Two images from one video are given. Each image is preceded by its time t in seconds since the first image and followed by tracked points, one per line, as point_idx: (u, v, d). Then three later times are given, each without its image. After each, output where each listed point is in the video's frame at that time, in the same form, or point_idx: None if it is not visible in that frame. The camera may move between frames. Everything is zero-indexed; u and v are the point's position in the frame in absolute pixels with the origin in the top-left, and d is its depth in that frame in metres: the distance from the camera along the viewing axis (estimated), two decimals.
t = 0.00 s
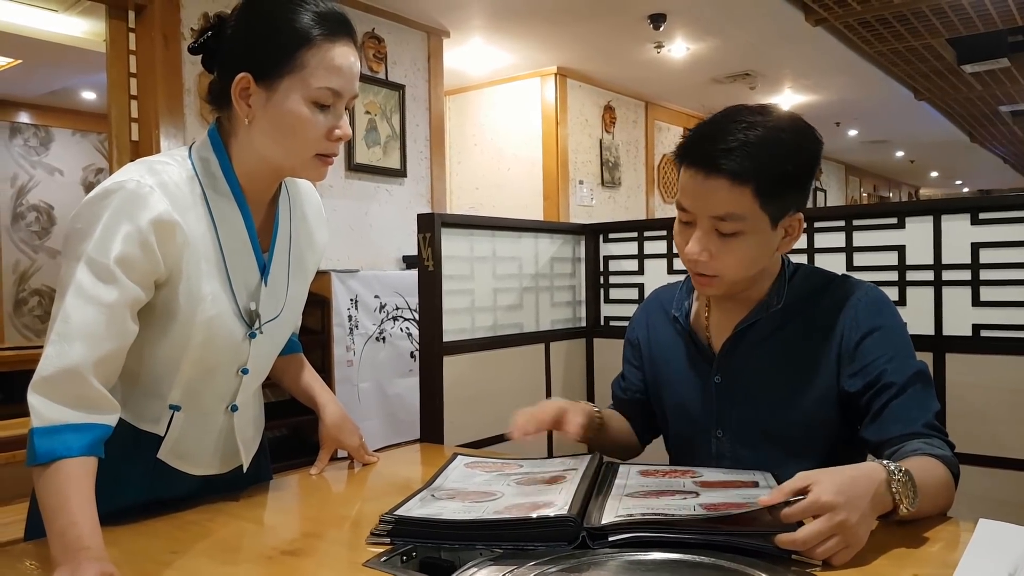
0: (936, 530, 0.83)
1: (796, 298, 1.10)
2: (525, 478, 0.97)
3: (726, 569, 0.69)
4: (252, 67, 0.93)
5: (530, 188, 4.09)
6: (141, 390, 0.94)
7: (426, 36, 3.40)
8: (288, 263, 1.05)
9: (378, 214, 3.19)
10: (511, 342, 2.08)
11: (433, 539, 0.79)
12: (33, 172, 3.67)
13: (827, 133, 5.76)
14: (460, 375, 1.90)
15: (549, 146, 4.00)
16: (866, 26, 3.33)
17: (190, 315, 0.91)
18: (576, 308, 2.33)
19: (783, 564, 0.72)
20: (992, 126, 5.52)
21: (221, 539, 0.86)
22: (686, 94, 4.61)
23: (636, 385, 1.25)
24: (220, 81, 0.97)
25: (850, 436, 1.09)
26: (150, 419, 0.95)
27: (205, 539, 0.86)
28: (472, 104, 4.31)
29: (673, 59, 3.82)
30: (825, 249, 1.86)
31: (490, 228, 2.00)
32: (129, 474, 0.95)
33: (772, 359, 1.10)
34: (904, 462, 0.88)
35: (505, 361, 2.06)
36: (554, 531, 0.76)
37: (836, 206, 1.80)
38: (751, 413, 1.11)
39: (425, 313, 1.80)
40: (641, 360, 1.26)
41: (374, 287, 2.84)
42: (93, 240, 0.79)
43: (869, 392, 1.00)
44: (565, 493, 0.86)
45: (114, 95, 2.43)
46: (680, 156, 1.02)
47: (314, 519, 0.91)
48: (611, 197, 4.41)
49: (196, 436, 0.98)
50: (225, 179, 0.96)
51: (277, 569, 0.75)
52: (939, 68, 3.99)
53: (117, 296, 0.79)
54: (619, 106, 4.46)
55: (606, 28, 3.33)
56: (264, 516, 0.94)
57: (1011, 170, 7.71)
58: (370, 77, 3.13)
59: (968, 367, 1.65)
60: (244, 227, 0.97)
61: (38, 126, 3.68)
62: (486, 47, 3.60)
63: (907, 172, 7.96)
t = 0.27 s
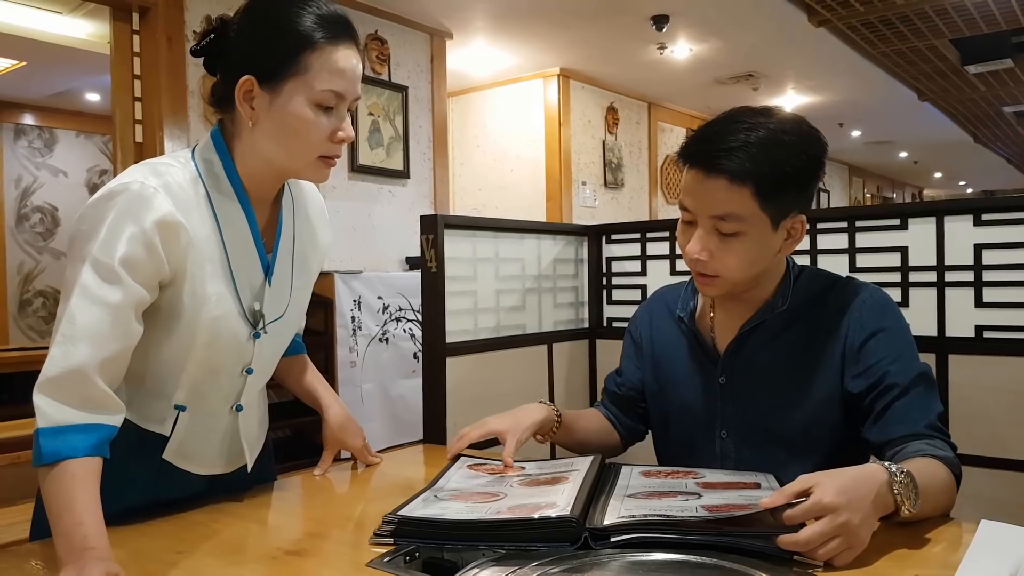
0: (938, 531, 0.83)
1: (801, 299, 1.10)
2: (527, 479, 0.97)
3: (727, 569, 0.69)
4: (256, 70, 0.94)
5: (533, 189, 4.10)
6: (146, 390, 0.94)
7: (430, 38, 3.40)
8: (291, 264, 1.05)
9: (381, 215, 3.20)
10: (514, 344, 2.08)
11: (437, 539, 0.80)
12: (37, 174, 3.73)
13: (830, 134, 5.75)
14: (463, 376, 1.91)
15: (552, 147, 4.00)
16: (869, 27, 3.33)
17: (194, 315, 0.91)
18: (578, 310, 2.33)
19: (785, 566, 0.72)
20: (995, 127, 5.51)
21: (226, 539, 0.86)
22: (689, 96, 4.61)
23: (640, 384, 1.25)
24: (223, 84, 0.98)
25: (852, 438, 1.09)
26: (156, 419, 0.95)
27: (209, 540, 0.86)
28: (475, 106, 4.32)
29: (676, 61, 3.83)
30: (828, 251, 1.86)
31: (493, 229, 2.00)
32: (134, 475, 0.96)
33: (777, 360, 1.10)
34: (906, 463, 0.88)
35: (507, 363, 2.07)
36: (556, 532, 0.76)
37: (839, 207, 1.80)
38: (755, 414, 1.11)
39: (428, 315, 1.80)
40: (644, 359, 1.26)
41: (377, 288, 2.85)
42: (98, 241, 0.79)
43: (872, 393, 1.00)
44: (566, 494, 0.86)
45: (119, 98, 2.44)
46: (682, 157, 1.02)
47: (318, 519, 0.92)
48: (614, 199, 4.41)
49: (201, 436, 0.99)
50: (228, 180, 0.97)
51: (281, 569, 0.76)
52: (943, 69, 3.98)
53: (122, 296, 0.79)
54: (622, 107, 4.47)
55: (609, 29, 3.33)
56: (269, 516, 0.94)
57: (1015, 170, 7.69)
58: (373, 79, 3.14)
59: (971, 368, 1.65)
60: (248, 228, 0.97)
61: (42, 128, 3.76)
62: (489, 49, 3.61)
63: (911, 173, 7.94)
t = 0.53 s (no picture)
0: (939, 532, 0.83)
1: (803, 301, 1.10)
2: (528, 481, 0.97)
3: (727, 571, 0.70)
4: (259, 74, 0.94)
5: (536, 191, 4.10)
6: (151, 392, 0.95)
7: (433, 40, 3.41)
8: (294, 266, 1.06)
9: (384, 217, 3.20)
10: (517, 345, 2.09)
11: (439, 541, 0.80)
12: (42, 176, 3.77)
13: (834, 135, 5.75)
14: (466, 377, 1.91)
15: (555, 149, 4.00)
16: (872, 28, 3.33)
17: (198, 317, 0.92)
18: (581, 311, 2.34)
19: (785, 567, 0.72)
20: (999, 128, 5.50)
21: (229, 540, 0.87)
22: (692, 97, 4.61)
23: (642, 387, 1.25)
24: (227, 88, 0.98)
25: (854, 440, 1.09)
26: (160, 421, 0.96)
27: (213, 541, 0.87)
28: (478, 108, 4.32)
29: (679, 62, 3.83)
30: (830, 252, 1.86)
31: (496, 231, 2.01)
32: (139, 476, 0.97)
33: (779, 362, 1.10)
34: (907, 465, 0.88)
35: (510, 364, 2.07)
36: (557, 533, 0.77)
37: (842, 209, 1.80)
38: (757, 416, 1.11)
39: (431, 316, 1.81)
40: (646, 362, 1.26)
41: (380, 290, 2.85)
42: (103, 244, 0.80)
43: (874, 395, 1.01)
44: (567, 496, 0.87)
45: (124, 101, 2.45)
46: (688, 160, 1.02)
47: (321, 521, 0.92)
48: (617, 200, 4.41)
49: (205, 438, 0.99)
50: (232, 182, 0.98)
51: (284, 570, 0.76)
52: (946, 70, 3.98)
53: (127, 299, 0.80)
54: (625, 109, 4.47)
55: (612, 31, 3.34)
56: (272, 517, 0.95)
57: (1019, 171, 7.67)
58: (377, 81, 3.15)
59: (973, 370, 1.65)
60: (251, 230, 0.98)
61: (47, 130, 3.79)
62: (492, 51, 3.61)
63: (914, 174, 7.93)
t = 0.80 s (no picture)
0: (940, 535, 0.83)
1: (805, 304, 1.10)
2: (530, 483, 0.97)
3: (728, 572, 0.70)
4: (264, 79, 0.95)
5: (539, 193, 4.11)
6: (155, 394, 0.95)
7: (436, 42, 3.42)
8: (298, 269, 1.07)
9: (387, 219, 3.21)
10: (519, 348, 2.09)
11: (441, 542, 0.80)
12: (46, 178, 3.97)
13: (836, 137, 5.75)
14: (469, 379, 1.92)
15: (558, 151, 4.01)
16: (875, 30, 3.33)
17: (203, 320, 0.92)
18: (584, 313, 2.34)
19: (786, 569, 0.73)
20: (1002, 130, 5.50)
21: (233, 542, 0.87)
22: (694, 99, 4.62)
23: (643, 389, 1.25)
24: (231, 93, 0.99)
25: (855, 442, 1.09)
26: (165, 423, 0.96)
27: (217, 542, 0.87)
28: (480, 110, 4.33)
29: (681, 64, 3.83)
30: (832, 255, 1.86)
31: (498, 233, 2.01)
32: (143, 478, 0.97)
33: (782, 365, 1.10)
34: (908, 467, 0.88)
35: (513, 366, 2.08)
36: (559, 535, 0.77)
37: (845, 212, 1.80)
38: (758, 419, 1.11)
39: (434, 318, 1.81)
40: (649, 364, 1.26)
41: (383, 292, 2.86)
42: (108, 247, 0.80)
43: (875, 398, 1.01)
44: (569, 498, 0.87)
45: (127, 103, 2.47)
46: (703, 165, 1.01)
47: (324, 522, 0.93)
48: (620, 202, 4.42)
49: (209, 440, 1.00)
50: (236, 186, 0.98)
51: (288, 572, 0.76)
52: (949, 72, 3.97)
53: (132, 302, 0.80)
54: (627, 111, 4.48)
55: (615, 33, 3.34)
56: (275, 519, 0.95)
57: None
58: (380, 83, 3.16)
59: (976, 373, 1.65)
60: (255, 234, 0.98)
61: (51, 132, 3.99)
62: (495, 53, 3.62)
63: (918, 176, 7.92)
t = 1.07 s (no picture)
0: (942, 538, 0.83)
1: (806, 307, 1.10)
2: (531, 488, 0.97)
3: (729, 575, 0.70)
4: (266, 81, 0.95)
5: (541, 195, 4.11)
6: (157, 396, 0.95)
7: (438, 44, 3.43)
8: (299, 270, 1.07)
9: (389, 221, 3.21)
10: (521, 350, 2.09)
11: (442, 544, 0.80)
12: (49, 180, 3.99)
13: (838, 139, 5.74)
14: (471, 380, 1.92)
15: (559, 153, 4.01)
16: (877, 32, 3.33)
17: (203, 322, 0.93)
18: (585, 315, 2.34)
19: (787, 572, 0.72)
20: (1004, 131, 5.49)
21: (235, 544, 0.87)
22: (696, 101, 4.61)
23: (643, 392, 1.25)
24: (232, 96, 0.99)
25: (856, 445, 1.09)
26: (167, 425, 0.96)
27: (218, 544, 0.87)
28: (482, 112, 4.33)
29: (683, 66, 3.83)
30: (834, 256, 1.86)
31: (500, 235, 2.01)
32: (144, 480, 0.97)
33: (782, 368, 1.10)
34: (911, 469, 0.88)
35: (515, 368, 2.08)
36: (560, 537, 0.77)
37: (847, 214, 1.80)
38: (759, 422, 1.11)
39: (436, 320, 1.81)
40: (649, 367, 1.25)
41: (385, 294, 2.86)
42: (110, 249, 0.81)
43: (875, 400, 1.01)
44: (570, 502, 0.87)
45: (129, 105, 2.47)
46: (708, 173, 1.00)
47: (325, 524, 0.93)
48: (622, 204, 4.42)
49: (210, 441, 1.00)
50: (236, 187, 0.98)
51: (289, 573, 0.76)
52: (951, 73, 3.97)
53: (133, 304, 0.80)
54: (629, 113, 4.48)
55: (617, 35, 3.34)
56: (277, 521, 0.95)
57: None
58: (381, 85, 3.16)
59: (978, 375, 1.65)
60: (256, 236, 0.99)
61: (54, 134, 4.01)
62: (496, 54, 3.62)
63: (920, 178, 7.91)
